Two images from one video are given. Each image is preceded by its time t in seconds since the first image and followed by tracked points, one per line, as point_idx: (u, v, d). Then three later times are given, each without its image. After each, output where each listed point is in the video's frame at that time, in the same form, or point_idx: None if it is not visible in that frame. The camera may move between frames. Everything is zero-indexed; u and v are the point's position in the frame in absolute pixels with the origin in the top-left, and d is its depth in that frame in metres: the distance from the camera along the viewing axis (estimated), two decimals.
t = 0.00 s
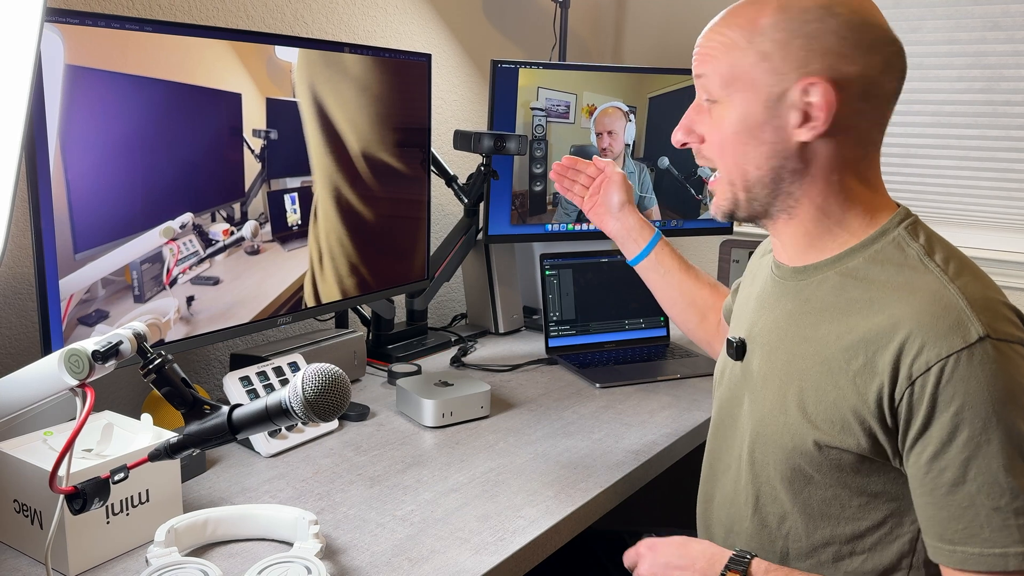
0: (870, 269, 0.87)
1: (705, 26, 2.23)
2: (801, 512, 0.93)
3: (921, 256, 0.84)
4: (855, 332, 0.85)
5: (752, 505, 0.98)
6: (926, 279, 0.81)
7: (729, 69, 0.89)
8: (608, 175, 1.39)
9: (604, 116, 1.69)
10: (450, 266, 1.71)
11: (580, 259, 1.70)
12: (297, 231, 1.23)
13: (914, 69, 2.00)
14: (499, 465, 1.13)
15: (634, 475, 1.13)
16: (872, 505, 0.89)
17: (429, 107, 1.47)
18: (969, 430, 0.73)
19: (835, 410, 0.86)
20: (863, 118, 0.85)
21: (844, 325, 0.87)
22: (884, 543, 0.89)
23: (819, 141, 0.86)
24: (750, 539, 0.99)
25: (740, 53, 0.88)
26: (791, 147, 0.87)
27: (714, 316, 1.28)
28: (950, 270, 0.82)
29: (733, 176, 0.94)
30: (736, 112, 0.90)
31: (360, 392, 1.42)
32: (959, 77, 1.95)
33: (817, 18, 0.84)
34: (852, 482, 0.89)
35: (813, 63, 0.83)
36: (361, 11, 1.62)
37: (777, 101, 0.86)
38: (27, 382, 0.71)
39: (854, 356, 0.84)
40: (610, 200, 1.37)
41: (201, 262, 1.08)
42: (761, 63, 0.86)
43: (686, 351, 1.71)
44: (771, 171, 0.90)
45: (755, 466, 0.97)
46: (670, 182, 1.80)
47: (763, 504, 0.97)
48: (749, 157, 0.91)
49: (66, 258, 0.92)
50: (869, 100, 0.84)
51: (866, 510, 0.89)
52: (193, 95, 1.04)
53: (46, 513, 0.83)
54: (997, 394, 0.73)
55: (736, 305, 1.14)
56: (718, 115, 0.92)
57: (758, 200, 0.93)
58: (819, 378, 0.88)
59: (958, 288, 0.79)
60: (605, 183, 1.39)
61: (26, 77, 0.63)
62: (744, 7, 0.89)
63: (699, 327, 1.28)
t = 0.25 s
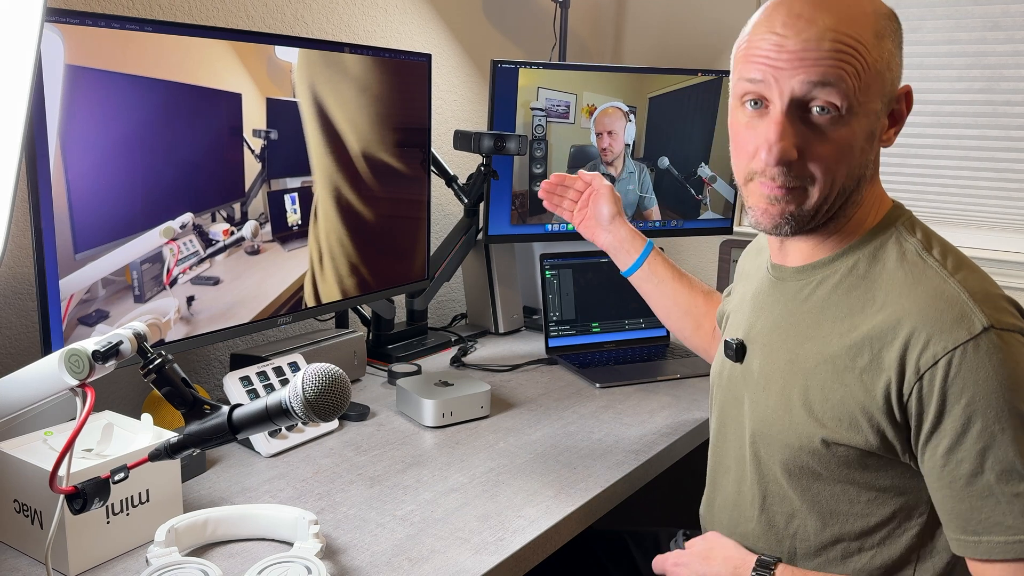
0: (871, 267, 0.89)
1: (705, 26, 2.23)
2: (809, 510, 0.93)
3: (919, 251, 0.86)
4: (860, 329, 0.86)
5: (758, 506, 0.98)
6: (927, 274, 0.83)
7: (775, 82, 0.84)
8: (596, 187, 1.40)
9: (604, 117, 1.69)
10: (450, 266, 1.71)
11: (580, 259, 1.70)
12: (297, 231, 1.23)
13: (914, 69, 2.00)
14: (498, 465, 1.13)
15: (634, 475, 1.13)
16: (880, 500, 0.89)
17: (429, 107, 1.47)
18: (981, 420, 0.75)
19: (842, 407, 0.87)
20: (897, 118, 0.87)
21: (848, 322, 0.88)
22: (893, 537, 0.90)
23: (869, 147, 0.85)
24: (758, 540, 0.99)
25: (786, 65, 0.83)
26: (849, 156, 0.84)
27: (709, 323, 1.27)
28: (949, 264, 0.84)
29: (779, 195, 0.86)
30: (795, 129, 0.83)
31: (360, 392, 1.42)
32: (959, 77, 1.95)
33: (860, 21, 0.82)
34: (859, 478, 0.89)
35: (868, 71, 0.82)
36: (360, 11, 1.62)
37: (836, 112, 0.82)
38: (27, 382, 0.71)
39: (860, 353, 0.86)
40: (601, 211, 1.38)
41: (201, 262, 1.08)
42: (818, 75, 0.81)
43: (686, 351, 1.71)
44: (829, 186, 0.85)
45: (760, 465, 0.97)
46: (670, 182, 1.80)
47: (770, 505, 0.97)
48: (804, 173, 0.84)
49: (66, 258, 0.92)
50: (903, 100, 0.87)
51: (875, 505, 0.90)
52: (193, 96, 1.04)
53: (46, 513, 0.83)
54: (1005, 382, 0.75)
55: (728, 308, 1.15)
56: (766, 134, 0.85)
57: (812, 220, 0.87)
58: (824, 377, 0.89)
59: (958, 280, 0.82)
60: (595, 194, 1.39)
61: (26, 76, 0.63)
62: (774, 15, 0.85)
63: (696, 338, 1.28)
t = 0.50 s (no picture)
0: (870, 270, 0.88)
1: (705, 26, 2.23)
2: (812, 513, 0.93)
3: (917, 253, 0.86)
4: (859, 332, 0.86)
5: (760, 510, 0.98)
6: (926, 276, 0.83)
7: (770, 105, 0.83)
8: (584, 205, 1.37)
9: (604, 117, 1.69)
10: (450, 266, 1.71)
11: (580, 259, 1.70)
12: (297, 231, 1.23)
13: (914, 69, 2.00)
14: (499, 465, 1.13)
15: (634, 475, 1.13)
16: (882, 502, 0.89)
17: (429, 106, 1.47)
18: (982, 422, 0.75)
19: (843, 411, 0.87)
20: (892, 124, 0.87)
21: (847, 326, 0.88)
22: (897, 539, 0.90)
23: (865, 159, 0.85)
24: (760, 543, 0.99)
25: (779, 87, 0.82)
26: (846, 172, 0.84)
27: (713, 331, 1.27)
28: (947, 266, 0.84)
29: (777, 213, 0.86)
30: (791, 152, 0.83)
31: (360, 392, 1.42)
32: (959, 77, 1.95)
33: (852, 37, 0.81)
34: (861, 481, 0.89)
35: (862, 87, 0.81)
36: (361, 10, 1.62)
37: (831, 131, 0.82)
38: (27, 382, 0.71)
39: (859, 356, 0.86)
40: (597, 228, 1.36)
41: (201, 262, 1.08)
42: (812, 97, 0.80)
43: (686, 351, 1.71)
44: (826, 203, 0.85)
45: (761, 469, 0.97)
46: (670, 182, 1.80)
47: (772, 508, 0.97)
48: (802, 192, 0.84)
49: (66, 257, 0.92)
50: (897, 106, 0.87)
51: (877, 507, 0.90)
52: (193, 96, 1.04)
53: (46, 513, 0.83)
54: (1005, 384, 0.75)
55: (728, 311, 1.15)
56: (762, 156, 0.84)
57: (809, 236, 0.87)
58: (824, 380, 0.89)
59: (957, 282, 0.82)
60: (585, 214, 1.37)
61: (26, 76, 0.63)
62: (764, 34, 0.83)
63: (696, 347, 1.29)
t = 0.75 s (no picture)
0: (868, 273, 0.88)
1: (705, 26, 2.23)
2: (810, 517, 0.93)
3: (915, 256, 0.86)
4: (856, 338, 0.86)
5: (760, 513, 0.98)
6: (924, 280, 0.83)
7: (755, 98, 0.82)
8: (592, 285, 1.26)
9: (604, 117, 1.69)
10: (450, 266, 1.70)
11: (580, 259, 1.70)
12: (297, 231, 1.23)
13: (914, 69, 2.00)
14: (499, 465, 1.13)
15: (634, 475, 1.13)
16: (881, 508, 0.89)
17: (429, 106, 1.47)
18: (979, 428, 0.74)
19: (840, 416, 0.87)
20: (888, 121, 0.85)
21: (845, 330, 0.88)
22: (896, 544, 0.89)
23: (860, 155, 0.83)
24: (758, 547, 0.99)
25: (765, 81, 0.82)
26: (838, 167, 0.83)
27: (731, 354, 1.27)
28: (945, 270, 0.84)
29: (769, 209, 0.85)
30: (781, 146, 0.82)
31: (360, 392, 1.42)
32: (959, 77, 1.95)
33: (837, 30, 0.80)
34: (859, 485, 0.89)
35: (848, 79, 0.80)
36: (361, 10, 1.62)
37: (819, 125, 0.81)
38: (27, 382, 0.71)
39: (857, 361, 0.86)
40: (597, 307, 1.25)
41: (200, 262, 1.08)
42: (797, 89, 0.80)
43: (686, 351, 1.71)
44: (819, 200, 0.84)
45: (760, 473, 0.97)
46: (670, 182, 1.80)
47: (770, 512, 0.97)
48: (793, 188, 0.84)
49: (66, 257, 0.92)
50: (893, 101, 0.85)
51: (875, 513, 0.89)
52: (193, 96, 1.04)
53: (46, 513, 0.82)
54: (1003, 390, 0.74)
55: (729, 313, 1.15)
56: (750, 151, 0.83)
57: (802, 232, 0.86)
58: (822, 385, 0.89)
59: (955, 286, 0.81)
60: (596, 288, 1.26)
61: (26, 76, 0.63)
62: (749, 30, 0.84)
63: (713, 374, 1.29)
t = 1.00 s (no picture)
0: (869, 267, 0.88)
1: (705, 26, 2.23)
2: (802, 511, 0.93)
3: (920, 251, 0.86)
4: (854, 331, 0.87)
5: (753, 507, 0.98)
6: (925, 275, 0.83)
7: (710, 74, 0.97)
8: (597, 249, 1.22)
9: (604, 116, 1.69)
10: (450, 266, 1.70)
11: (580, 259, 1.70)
12: (297, 231, 1.23)
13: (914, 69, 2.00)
14: (499, 465, 1.13)
15: (634, 475, 1.13)
16: (872, 506, 0.89)
17: (429, 106, 1.47)
18: (974, 425, 0.74)
19: (835, 408, 0.87)
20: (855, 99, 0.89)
21: (844, 323, 0.88)
22: (887, 544, 0.89)
23: (805, 124, 0.90)
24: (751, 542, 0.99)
25: (717, 58, 0.96)
26: (777, 133, 0.91)
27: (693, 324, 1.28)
28: (949, 266, 0.84)
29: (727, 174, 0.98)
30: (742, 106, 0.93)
31: (360, 392, 1.41)
32: (959, 77, 1.95)
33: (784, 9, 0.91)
34: (852, 481, 0.89)
35: (783, 49, 0.89)
36: (361, 10, 1.62)
37: (756, 90, 0.91)
38: (27, 382, 0.71)
39: (852, 353, 0.86)
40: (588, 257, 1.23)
41: (200, 262, 1.08)
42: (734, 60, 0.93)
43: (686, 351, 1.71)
44: (761, 163, 0.93)
45: (756, 466, 0.97)
46: (670, 182, 1.80)
47: (765, 505, 0.97)
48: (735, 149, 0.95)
49: (66, 257, 0.92)
50: (858, 79, 0.88)
51: (867, 510, 0.89)
52: (193, 95, 1.04)
53: (46, 514, 0.82)
54: (1000, 388, 0.74)
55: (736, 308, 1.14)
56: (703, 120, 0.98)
57: (751, 192, 0.95)
58: (818, 377, 0.89)
59: (957, 282, 0.81)
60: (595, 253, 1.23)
61: (26, 76, 0.63)
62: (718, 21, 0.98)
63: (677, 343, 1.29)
